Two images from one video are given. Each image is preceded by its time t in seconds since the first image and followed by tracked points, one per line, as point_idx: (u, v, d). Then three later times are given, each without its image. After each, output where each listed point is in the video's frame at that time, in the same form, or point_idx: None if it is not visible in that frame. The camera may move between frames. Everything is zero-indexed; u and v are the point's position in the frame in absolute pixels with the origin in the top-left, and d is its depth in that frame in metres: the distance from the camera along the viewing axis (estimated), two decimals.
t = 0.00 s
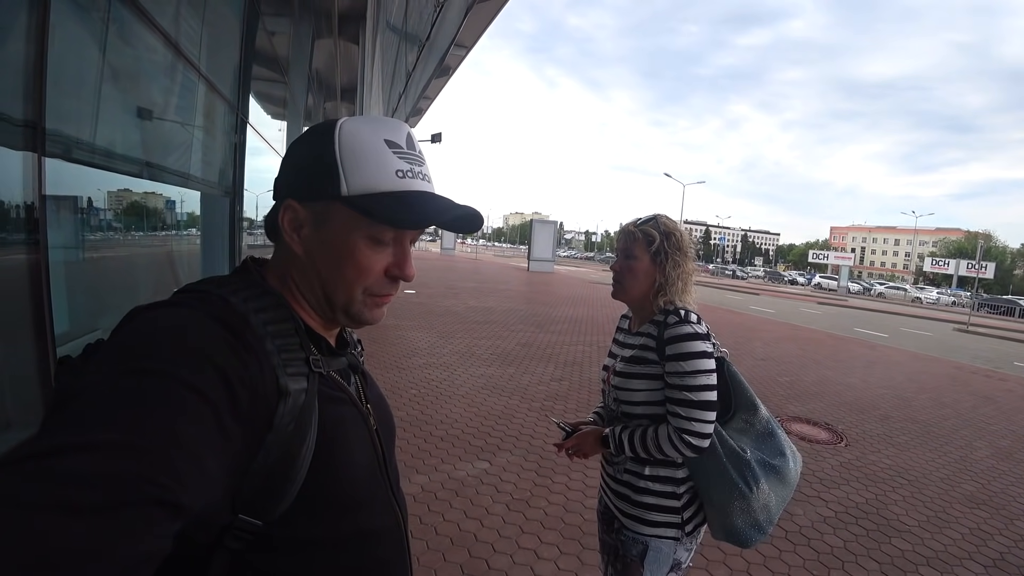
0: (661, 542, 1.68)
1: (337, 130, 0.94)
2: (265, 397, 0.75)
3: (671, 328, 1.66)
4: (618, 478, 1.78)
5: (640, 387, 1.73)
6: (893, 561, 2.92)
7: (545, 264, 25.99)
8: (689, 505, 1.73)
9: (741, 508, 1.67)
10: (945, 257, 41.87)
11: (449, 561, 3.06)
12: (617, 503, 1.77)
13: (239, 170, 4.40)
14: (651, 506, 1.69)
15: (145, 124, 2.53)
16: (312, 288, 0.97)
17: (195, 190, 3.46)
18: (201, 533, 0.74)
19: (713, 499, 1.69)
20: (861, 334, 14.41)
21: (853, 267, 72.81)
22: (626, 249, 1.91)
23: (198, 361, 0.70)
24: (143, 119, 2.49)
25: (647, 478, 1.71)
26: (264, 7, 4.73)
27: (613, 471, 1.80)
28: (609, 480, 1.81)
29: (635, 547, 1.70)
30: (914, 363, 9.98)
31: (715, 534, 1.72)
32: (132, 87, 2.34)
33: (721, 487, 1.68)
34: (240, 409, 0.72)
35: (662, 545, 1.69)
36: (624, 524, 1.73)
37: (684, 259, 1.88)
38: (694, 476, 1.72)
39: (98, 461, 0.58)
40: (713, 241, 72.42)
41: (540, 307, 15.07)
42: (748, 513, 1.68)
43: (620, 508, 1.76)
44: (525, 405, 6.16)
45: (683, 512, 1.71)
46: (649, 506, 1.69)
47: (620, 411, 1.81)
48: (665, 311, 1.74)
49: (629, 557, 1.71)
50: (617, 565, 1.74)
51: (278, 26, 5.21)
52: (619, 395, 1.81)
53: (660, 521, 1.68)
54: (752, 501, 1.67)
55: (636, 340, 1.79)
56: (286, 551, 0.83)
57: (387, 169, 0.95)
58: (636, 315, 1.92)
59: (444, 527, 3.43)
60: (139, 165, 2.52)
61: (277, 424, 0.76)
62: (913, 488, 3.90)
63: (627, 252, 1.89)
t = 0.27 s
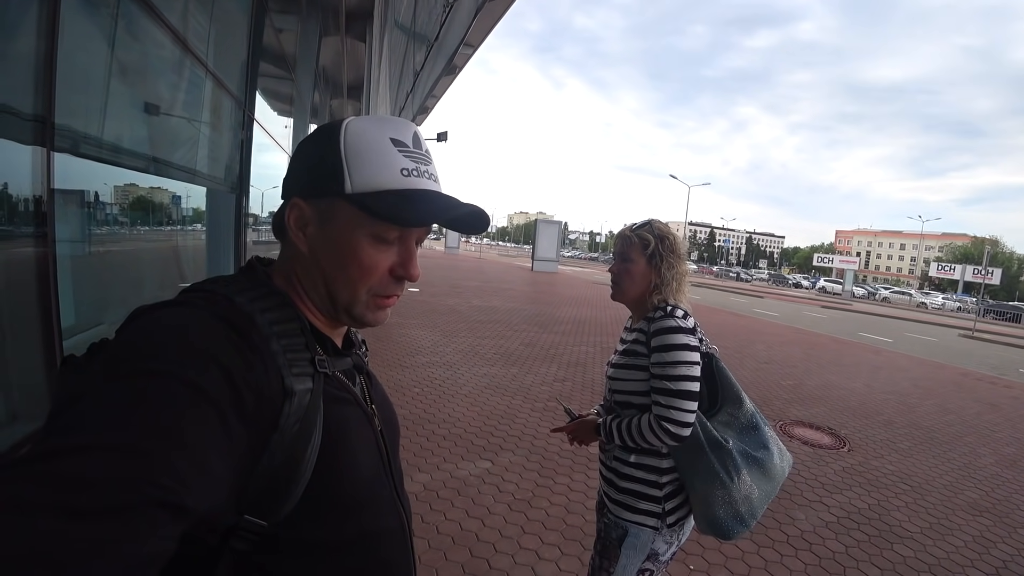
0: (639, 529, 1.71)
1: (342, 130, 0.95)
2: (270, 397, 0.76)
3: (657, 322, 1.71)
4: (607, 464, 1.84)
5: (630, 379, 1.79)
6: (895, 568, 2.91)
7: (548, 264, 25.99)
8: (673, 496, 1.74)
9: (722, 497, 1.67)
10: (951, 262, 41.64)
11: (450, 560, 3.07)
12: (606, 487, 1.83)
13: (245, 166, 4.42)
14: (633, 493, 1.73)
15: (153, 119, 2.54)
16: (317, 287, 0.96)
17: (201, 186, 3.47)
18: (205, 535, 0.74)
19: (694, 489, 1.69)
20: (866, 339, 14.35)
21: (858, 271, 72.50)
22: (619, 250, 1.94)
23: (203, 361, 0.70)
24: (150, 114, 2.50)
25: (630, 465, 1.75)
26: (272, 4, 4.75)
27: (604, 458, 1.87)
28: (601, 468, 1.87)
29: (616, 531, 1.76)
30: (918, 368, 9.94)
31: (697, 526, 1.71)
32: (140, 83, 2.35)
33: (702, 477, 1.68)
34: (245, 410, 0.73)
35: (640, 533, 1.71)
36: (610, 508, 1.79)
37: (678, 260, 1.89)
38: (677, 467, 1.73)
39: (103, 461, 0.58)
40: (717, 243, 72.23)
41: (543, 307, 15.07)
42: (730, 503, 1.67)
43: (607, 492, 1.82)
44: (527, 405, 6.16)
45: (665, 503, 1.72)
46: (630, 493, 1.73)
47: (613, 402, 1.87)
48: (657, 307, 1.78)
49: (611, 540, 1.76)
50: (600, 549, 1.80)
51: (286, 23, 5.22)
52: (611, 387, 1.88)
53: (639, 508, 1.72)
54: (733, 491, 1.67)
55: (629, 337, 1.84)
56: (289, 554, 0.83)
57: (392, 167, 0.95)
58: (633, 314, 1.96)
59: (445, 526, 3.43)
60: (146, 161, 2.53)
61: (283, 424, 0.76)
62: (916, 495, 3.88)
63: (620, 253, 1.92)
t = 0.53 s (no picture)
0: (632, 516, 1.73)
1: (328, 117, 1.00)
2: (280, 394, 0.77)
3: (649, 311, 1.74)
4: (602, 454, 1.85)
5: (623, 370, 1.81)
6: (896, 563, 2.93)
7: (552, 261, 26.05)
8: (670, 485, 1.75)
9: (716, 483, 1.69)
10: (955, 260, 41.50)
11: (455, 556, 3.09)
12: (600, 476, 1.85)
13: (248, 165, 4.44)
14: (629, 483, 1.74)
15: (156, 117, 2.55)
16: (312, 273, 0.97)
17: (205, 184, 3.49)
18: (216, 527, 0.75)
19: (691, 476, 1.71)
20: (869, 336, 14.32)
21: (861, 268, 72.29)
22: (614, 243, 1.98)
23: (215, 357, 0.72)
24: (153, 112, 2.51)
25: (627, 456, 1.76)
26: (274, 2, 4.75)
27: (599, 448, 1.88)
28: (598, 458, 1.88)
29: (608, 517, 1.78)
30: (921, 366, 9.93)
31: (693, 514, 1.72)
32: (143, 81, 2.36)
33: (696, 462, 1.71)
34: (257, 406, 0.74)
35: (633, 521, 1.73)
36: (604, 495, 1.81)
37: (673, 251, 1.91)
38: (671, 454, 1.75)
39: (117, 454, 0.60)
40: (720, 241, 72.11)
41: (546, 305, 15.08)
42: (724, 489, 1.69)
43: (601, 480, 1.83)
44: (530, 402, 6.18)
45: (662, 493, 1.73)
46: (626, 483, 1.74)
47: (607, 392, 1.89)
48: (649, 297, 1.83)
49: (604, 527, 1.78)
50: (590, 533, 1.82)
51: (288, 20, 5.23)
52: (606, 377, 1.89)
53: (634, 498, 1.72)
54: (727, 476, 1.69)
55: (621, 327, 1.87)
56: (295, 551, 0.84)
57: (373, 139, 0.97)
58: (626, 305, 1.98)
59: (450, 522, 3.45)
60: (149, 159, 2.54)
61: (291, 421, 0.77)
62: (918, 491, 3.89)
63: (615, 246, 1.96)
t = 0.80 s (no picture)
0: (619, 513, 1.76)
1: (324, 122, 1.01)
2: (294, 397, 0.78)
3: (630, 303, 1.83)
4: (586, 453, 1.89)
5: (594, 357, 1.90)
6: (896, 549, 2.96)
7: (548, 259, 26.07)
8: (652, 477, 1.77)
9: (702, 470, 1.71)
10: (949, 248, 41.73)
11: (460, 554, 3.11)
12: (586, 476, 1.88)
13: (242, 169, 4.44)
14: (613, 480, 1.77)
15: (148, 123, 2.55)
16: (324, 277, 0.98)
17: (198, 189, 3.50)
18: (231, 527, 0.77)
19: (676, 466, 1.72)
20: (866, 326, 14.40)
21: (856, 259, 72.59)
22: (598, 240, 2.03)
23: (232, 359, 0.74)
24: (146, 118, 2.51)
25: (608, 453, 1.80)
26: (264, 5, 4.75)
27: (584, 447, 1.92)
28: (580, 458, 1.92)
29: (596, 519, 1.81)
30: (918, 354, 9.99)
31: (680, 504, 1.75)
32: (135, 87, 2.37)
33: (680, 452, 1.72)
34: (271, 409, 0.76)
35: (621, 519, 1.76)
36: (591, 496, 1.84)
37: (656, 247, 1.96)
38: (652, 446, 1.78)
39: (134, 456, 0.61)
40: (715, 234, 72.30)
41: (544, 302, 15.11)
42: (710, 476, 1.72)
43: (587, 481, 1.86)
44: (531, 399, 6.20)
45: (646, 486, 1.76)
46: (610, 481, 1.77)
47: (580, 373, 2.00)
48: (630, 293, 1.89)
49: (594, 527, 1.81)
50: (580, 534, 1.85)
51: (279, 23, 5.22)
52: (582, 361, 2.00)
53: (621, 495, 1.76)
54: (712, 462, 1.71)
55: (607, 322, 1.94)
56: (304, 550, 0.86)
57: (370, 139, 0.97)
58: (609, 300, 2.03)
59: (454, 521, 3.48)
60: (142, 165, 2.54)
61: (305, 424, 0.79)
62: (916, 478, 3.93)
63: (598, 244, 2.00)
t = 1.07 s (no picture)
0: (570, 504, 1.80)
1: (323, 123, 1.00)
2: (292, 396, 0.78)
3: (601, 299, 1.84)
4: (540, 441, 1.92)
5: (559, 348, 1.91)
6: (889, 540, 3.00)
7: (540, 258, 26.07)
8: (599, 469, 1.82)
9: (644, 470, 1.75)
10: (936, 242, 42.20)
11: (456, 554, 3.11)
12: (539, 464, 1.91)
13: (231, 171, 4.41)
14: (563, 470, 1.80)
15: (135, 128, 2.53)
16: (329, 278, 0.98)
17: (187, 193, 3.47)
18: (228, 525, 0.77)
19: (620, 462, 1.77)
20: (855, 320, 14.54)
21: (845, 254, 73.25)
22: (572, 236, 2.02)
23: (230, 358, 0.73)
24: (133, 122, 2.49)
25: (560, 442, 1.83)
26: (251, 6, 4.71)
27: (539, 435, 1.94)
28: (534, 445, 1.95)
29: (548, 509, 1.84)
30: (908, 347, 10.09)
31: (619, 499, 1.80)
32: (121, 91, 2.34)
33: (627, 447, 1.76)
34: (268, 409, 0.75)
35: (571, 509, 1.80)
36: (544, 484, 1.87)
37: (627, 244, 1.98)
38: (604, 438, 1.82)
39: (133, 455, 0.61)
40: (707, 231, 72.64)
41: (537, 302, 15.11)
42: (651, 477, 1.76)
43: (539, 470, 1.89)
44: (525, 398, 6.20)
45: (594, 479, 1.80)
46: (559, 471, 1.80)
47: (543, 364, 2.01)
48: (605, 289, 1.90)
49: (546, 516, 1.85)
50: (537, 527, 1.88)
51: (267, 25, 5.19)
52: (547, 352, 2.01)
53: (566, 484, 1.79)
54: (655, 462, 1.75)
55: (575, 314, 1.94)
56: (299, 550, 0.86)
57: (374, 140, 0.98)
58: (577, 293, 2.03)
59: (450, 520, 3.47)
60: (130, 169, 2.52)
61: (302, 423, 0.79)
62: (908, 469, 3.97)
63: (573, 240, 2.00)
